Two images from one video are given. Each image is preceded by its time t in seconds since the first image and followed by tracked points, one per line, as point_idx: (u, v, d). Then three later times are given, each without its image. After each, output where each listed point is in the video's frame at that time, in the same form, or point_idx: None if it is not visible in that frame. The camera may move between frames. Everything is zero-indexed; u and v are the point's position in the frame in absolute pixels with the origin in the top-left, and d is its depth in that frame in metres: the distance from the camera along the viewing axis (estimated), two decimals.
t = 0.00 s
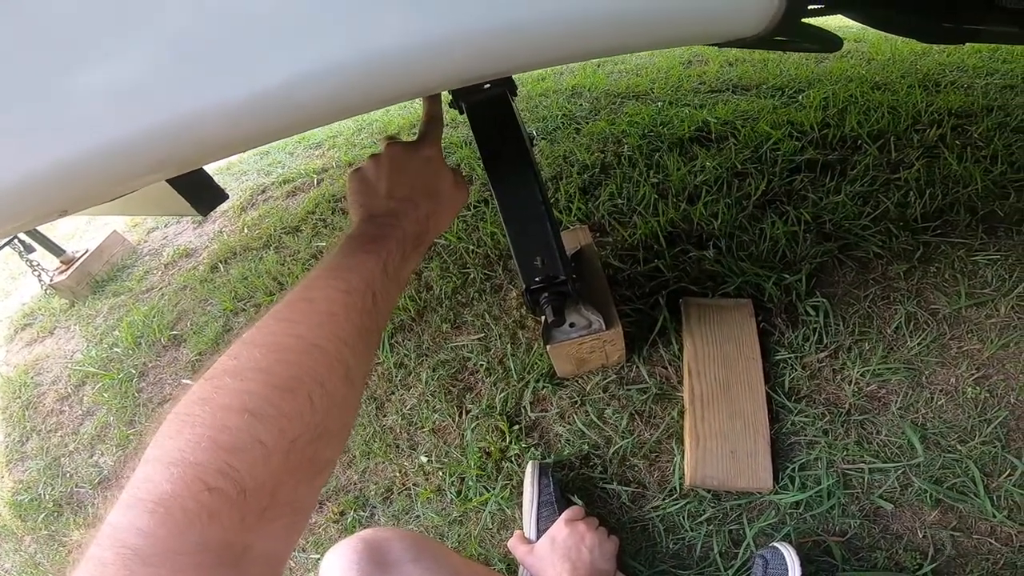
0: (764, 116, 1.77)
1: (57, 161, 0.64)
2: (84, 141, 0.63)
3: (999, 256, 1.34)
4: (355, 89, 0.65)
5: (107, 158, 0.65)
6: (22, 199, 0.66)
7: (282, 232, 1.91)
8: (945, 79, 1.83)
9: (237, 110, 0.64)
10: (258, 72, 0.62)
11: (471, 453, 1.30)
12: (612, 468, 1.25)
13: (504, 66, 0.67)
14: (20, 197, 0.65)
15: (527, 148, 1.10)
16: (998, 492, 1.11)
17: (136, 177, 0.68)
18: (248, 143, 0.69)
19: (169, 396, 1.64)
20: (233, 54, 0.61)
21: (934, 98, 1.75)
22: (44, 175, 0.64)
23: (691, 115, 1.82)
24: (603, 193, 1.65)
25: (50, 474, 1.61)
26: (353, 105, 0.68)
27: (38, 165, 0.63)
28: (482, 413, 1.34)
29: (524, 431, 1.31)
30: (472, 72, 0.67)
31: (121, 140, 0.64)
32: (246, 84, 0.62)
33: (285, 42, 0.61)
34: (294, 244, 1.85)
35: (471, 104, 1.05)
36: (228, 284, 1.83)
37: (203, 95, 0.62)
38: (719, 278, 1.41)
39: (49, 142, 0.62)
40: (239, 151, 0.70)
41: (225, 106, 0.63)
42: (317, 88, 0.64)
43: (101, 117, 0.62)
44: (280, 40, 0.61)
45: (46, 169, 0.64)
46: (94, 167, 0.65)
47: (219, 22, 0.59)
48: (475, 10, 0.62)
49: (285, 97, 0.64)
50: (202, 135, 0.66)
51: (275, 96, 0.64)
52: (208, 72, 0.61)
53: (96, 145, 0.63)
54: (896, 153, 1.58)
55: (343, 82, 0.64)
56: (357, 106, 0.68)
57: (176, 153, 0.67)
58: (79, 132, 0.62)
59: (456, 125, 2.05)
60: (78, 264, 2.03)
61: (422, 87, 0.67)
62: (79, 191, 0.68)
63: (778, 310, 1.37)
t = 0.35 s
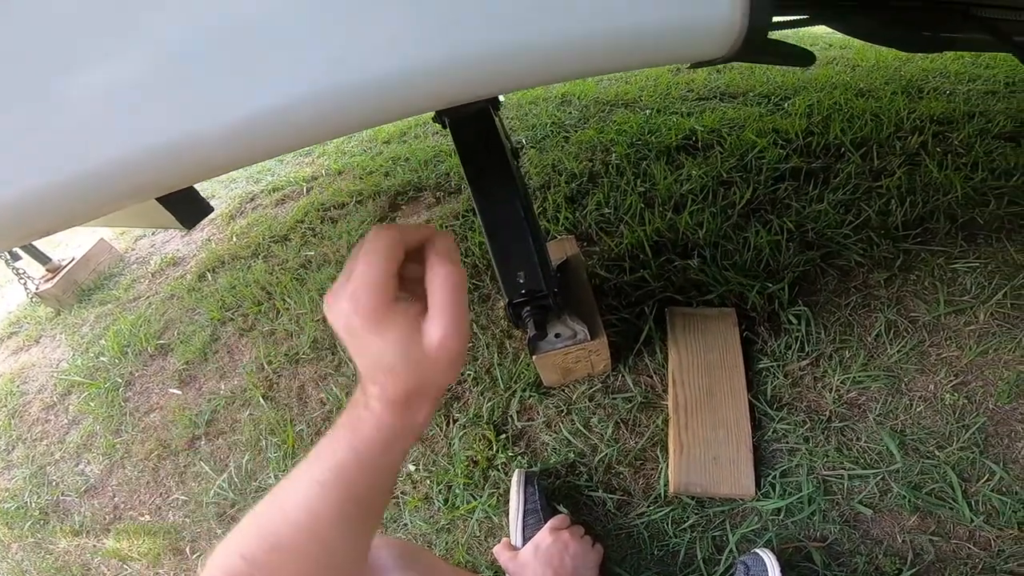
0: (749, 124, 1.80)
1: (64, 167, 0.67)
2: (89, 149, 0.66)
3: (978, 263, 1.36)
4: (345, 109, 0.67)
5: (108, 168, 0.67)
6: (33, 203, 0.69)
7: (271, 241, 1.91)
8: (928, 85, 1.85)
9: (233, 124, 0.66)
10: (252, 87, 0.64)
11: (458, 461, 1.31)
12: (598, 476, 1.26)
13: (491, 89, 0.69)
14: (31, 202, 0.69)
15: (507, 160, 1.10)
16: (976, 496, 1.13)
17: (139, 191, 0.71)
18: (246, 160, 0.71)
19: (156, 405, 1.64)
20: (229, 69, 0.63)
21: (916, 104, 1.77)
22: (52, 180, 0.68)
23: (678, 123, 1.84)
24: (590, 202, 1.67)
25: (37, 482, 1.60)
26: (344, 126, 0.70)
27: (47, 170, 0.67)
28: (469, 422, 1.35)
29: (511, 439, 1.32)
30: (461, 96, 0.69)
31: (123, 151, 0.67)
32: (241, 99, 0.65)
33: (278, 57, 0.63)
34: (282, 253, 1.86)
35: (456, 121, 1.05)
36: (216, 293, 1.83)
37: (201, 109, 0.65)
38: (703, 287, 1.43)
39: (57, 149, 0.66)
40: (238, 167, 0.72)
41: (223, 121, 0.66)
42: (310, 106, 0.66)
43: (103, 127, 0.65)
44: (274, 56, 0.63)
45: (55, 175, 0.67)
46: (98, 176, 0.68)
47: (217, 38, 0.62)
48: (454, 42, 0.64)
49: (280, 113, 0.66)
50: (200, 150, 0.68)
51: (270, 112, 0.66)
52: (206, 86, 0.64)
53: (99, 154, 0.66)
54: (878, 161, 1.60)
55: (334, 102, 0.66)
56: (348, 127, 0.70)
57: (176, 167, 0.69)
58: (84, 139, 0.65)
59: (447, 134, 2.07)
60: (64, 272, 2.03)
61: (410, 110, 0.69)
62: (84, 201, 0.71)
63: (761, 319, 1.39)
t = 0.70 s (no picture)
0: (752, 130, 1.80)
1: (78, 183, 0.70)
2: (101, 165, 0.68)
3: (980, 274, 1.37)
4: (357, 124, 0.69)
5: (122, 183, 0.70)
6: (51, 214, 0.73)
7: (267, 242, 1.88)
8: (927, 92, 1.86)
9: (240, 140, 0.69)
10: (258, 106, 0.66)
11: (467, 471, 1.29)
12: (609, 485, 1.25)
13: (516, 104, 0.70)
14: (50, 209, 0.72)
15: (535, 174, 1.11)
16: (983, 503, 1.14)
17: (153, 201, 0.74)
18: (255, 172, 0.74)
19: (150, 411, 1.60)
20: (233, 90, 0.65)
21: (915, 112, 1.78)
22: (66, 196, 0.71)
23: (681, 129, 1.84)
24: (595, 208, 1.66)
25: (25, 489, 1.56)
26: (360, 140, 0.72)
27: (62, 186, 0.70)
28: (477, 431, 1.34)
29: (520, 449, 1.31)
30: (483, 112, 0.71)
31: (135, 166, 0.69)
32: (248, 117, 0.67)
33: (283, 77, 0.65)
34: (279, 255, 1.82)
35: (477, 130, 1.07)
36: (210, 295, 1.79)
37: (209, 126, 0.67)
38: (711, 296, 1.43)
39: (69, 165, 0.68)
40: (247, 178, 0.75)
41: (230, 137, 0.68)
42: (317, 122, 0.68)
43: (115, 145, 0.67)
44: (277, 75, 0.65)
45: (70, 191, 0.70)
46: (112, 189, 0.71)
47: (220, 61, 0.64)
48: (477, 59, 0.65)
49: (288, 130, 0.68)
50: (208, 164, 0.71)
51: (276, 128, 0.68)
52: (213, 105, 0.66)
53: (111, 168, 0.69)
54: (880, 169, 1.60)
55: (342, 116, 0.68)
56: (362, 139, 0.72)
57: (188, 179, 0.72)
58: (94, 157, 0.68)
59: (446, 136, 2.05)
60: (52, 273, 1.98)
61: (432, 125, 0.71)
62: (100, 211, 0.74)
63: (769, 328, 1.38)
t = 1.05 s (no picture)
0: (753, 130, 1.77)
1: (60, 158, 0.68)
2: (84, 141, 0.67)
3: (984, 277, 1.35)
4: (363, 103, 0.69)
5: (98, 157, 0.69)
6: (31, 192, 0.71)
7: (258, 237, 1.83)
8: (932, 90, 1.82)
9: (231, 120, 0.68)
10: (250, 84, 0.66)
11: (463, 475, 1.26)
12: (609, 490, 1.22)
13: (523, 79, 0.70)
14: (38, 179, 0.70)
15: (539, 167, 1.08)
16: (989, 508, 1.11)
17: (142, 179, 0.74)
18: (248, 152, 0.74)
19: (134, 410, 1.56)
20: (224, 64, 0.65)
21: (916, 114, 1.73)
22: (48, 171, 0.69)
23: (681, 127, 1.81)
24: (594, 207, 1.63)
25: (4, 489, 1.50)
26: (357, 117, 0.71)
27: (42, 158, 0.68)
28: (473, 433, 1.30)
29: (517, 452, 1.27)
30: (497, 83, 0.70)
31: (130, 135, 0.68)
32: (240, 95, 0.66)
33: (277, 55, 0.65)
34: (270, 251, 1.77)
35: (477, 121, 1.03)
36: (198, 291, 1.74)
37: (213, 95, 0.66)
38: (713, 297, 1.40)
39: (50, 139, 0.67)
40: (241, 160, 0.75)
41: (220, 118, 0.68)
42: (312, 101, 0.68)
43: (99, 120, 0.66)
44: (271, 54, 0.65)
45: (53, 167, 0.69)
46: (97, 167, 0.70)
47: (232, 27, 0.64)
48: (498, 30, 0.64)
49: (281, 108, 0.68)
50: (201, 142, 0.70)
51: (268, 107, 0.68)
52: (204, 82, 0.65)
53: (95, 144, 0.68)
54: (882, 170, 1.57)
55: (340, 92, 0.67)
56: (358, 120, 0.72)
57: (176, 159, 0.71)
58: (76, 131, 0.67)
59: (442, 133, 2.01)
60: (37, 267, 1.92)
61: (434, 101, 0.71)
62: (84, 186, 0.72)
63: (772, 329, 1.35)
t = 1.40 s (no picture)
0: (759, 128, 1.75)
1: (61, 141, 0.66)
2: (86, 124, 0.65)
3: (990, 278, 1.33)
4: (374, 90, 0.67)
5: (95, 145, 0.67)
6: (31, 177, 0.69)
7: (258, 229, 1.81)
8: (939, 90, 1.81)
9: (238, 105, 0.66)
10: (260, 66, 0.64)
11: (466, 472, 1.24)
12: (614, 488, 1.21)
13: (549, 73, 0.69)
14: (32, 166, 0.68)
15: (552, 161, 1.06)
16: (993, 508, 1.10)
17: (145, 166, 0.71)
18: (256, 140, 0.72)
19: (131, 403, 1.53)
20: (234, 45, 0.63)
21: (923, 114, 1.71)
22: (49, 154, 0.67)
23: (687, 124, 1.80)
24: (599, 202, 1.62)
25: None
26: (369, 106, 0.70)
27: (44, 142, 0.66)
28: (476, 430, 1.29)
29: (521, 449, 1.26)
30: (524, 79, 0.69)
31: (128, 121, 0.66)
32: (250, 77, 0.65)
33: (290, 36, 0.63)
34: (270, 243, 1.75)
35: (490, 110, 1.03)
36: (197, 283, 1.72)
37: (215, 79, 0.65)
38: (718, 294, 1.39)
39: (52, 121, 0.65)
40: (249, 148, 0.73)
41: (227, 101, 0.66)
42: (322, 86, 0.66)
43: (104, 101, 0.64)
44: (284, 35, 0.63)
45: (55, 150, 0.67)
46: (99, 150, 0.68)
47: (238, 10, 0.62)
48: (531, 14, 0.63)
49: (291, 93, 0.66)
50: (207, 129, 0.68)
51: (278, 91, 0.66)
52: (213, 63, 0.64)
53: (97, 128, 0.66)
54: (888, 170, 1.56)
55: (349, 76, 0.66)
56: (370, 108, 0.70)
57: (181, 145, 0.69)
58: (79, 112, 0.64)
59: (444, 126, 1.99)
60: (33, 257, 1.89)
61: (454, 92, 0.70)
62: (85, 171, 0.70)
63: (777, 327, 1.34)
